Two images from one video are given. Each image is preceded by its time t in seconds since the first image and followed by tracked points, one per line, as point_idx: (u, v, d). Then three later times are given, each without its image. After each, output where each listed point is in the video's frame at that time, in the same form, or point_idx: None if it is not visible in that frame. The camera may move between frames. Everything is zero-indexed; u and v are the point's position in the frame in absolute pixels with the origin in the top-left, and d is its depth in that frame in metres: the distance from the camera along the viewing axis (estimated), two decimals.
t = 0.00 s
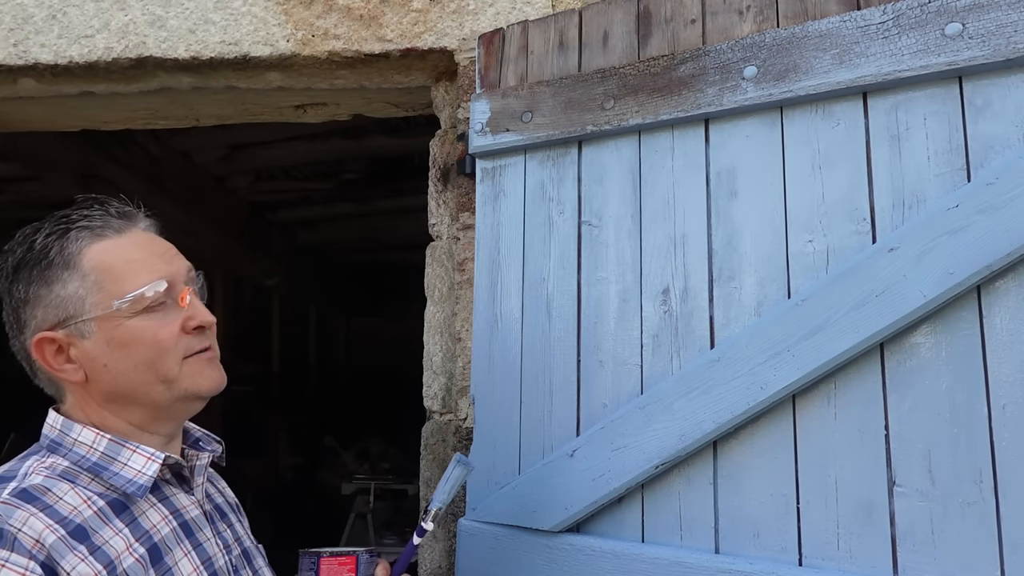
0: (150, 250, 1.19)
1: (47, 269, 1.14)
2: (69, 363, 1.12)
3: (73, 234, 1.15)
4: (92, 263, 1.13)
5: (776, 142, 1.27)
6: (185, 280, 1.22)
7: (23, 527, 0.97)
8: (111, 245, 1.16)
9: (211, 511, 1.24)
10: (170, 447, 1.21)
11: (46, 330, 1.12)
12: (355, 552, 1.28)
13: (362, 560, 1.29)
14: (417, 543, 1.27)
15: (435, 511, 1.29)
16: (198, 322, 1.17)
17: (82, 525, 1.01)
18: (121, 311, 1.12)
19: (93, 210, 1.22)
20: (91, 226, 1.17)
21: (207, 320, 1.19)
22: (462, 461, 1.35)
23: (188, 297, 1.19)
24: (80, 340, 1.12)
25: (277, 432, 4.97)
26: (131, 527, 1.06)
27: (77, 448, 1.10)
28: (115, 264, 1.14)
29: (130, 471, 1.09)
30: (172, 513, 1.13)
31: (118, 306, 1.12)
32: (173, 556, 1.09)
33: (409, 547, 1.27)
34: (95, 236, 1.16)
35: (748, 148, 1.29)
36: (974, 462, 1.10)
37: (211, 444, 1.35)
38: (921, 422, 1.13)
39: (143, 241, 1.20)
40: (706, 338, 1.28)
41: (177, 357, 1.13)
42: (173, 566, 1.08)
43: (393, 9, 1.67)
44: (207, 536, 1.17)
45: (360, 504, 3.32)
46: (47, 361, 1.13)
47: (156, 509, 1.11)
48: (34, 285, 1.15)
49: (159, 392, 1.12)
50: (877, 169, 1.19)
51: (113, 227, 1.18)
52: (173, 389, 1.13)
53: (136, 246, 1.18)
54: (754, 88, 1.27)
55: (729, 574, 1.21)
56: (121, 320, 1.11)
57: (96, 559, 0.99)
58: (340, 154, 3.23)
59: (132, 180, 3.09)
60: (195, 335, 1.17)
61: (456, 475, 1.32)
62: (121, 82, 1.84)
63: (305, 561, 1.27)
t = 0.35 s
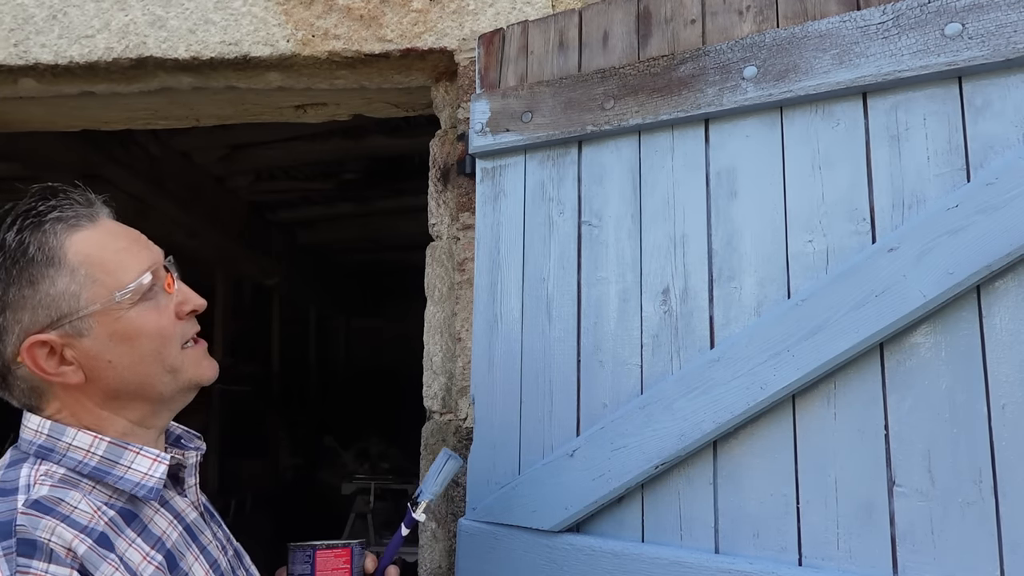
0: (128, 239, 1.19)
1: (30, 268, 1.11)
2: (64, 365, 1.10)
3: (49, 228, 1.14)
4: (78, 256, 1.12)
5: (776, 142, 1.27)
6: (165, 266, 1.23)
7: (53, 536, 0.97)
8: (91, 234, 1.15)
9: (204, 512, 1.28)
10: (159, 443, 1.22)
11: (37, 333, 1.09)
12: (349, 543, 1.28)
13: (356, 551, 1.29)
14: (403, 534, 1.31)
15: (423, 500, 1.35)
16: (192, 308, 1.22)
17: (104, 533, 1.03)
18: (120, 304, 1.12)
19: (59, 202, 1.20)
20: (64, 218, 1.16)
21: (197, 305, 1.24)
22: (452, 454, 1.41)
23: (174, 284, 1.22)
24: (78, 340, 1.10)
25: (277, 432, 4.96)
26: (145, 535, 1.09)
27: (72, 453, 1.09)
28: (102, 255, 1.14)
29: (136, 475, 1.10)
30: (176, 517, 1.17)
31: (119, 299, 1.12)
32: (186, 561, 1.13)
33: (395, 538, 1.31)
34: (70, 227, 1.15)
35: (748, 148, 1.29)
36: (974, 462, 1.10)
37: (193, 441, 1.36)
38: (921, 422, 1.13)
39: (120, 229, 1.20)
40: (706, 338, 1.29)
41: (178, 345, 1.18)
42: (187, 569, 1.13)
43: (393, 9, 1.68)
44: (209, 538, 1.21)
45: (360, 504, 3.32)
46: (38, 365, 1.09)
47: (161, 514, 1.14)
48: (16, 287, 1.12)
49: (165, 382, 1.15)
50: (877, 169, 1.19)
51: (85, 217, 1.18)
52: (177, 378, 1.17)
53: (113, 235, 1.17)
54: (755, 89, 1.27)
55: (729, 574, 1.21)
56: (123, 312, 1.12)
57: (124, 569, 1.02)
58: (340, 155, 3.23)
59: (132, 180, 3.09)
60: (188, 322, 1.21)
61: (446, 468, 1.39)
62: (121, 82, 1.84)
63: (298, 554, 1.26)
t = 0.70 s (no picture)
0: (108, 236, 1.19)
1: (11, 276, 1.10)
2: (57, 374, 1.10)
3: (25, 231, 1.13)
4: (60, 258, 1.12)
5: (776, 143, 1.27)
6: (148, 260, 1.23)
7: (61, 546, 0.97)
8: (67, 234, 1.14)
9: (204, 511, 1.29)
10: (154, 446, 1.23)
11: (27, 343, 1.09)
12: (350, 533, 1.29)
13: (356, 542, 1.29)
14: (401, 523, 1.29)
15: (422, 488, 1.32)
16: (181, 302, 1.23)
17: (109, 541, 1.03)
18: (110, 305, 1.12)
19: (28, 204, 1.19)
20: (38, 220, 1.15)
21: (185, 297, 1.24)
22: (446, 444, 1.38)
23: (159, 279, 1.22)
24: (71, 346, 1.10)
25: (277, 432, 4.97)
26: (148, 541, 1.10)
27: (68, 461, 1.08)
28: (83, 256, 1.13)
29: (135, 481, 1.11)
30: (177, 520, 1.17)
31: (108, 300, 1.12)
32: (190, 564, 1.15)
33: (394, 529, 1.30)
34: (46, 229, 1.14)
35: (748, 148, 1.29)
36: (974, 462, 1.10)
37: (185, 439, 1.39)
38: (921, 422, 1.13)
39: (98, 227, 1.19)
40: (706, 338, 1.29)
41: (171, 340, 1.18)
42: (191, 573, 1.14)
43: (393, 9, 1.68)
44: (211, 540, 1.22)
45: (360, 505, 3.32)
46: (31, 376, 1.09)
47: (163, 518, 1.15)
48: None
49: (162, 379, 1.16)
50: (877, 168, 1.19)
51: (59, 218, 1.17)
52: (173, 373, 1.17)
53: (91, 233, 1.17)
54: (755, 88, 1.27)
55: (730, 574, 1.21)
56: (114, 313, 1.12)
57: None
58: (340, 155, 3.23)
59: (132, 180, 3.09)
60: (178, 316, 1.22)
61: (445, 457, 1.36)
62: (121, 82, 1.84)
63: (299, 545, 1.26)
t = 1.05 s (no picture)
0: (110, 237, 1.20)
1: (16, 278, 1.11)
2: (62, 375, 1.11)
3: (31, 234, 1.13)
4: (64, 260, 1.12)
5: (776, 143, 1.27)
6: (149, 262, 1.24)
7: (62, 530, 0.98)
8: (71, 237, 1.15)
9: (208, 506, 1.28)
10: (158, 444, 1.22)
11: (32, 344, 1.09)
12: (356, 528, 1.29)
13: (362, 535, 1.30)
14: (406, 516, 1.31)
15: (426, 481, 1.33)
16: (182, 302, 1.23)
17: (110, 527, 1.04)
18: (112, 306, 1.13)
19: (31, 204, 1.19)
20: (42, 223, 1.15)
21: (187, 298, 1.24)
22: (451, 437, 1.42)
23: (161, 280, 1.23)
24: (76, 346, 1.10)
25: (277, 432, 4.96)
26: (151, 530, 1.09)
27: (69, 456, 1.09)
28: (87, 257, 1.14)
29: (135, 475, 1.11)
30: (181, 513, 1.17)
31: (112, 300, 1.13)
32: (194, 555, 1.14)
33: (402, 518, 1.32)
34: (50, 232, 1.15)
35: (748, 148, 1.29)
36: (974, 462, 1.10)
37: (191, 436, 1.38)
38: (921, 423, 1.13)
39: (101, 229, 1.20)
40: (706, 339, 1.28)
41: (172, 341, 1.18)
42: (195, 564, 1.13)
43: (393, 9, 1.67)
44: (215, 534, 1.21)
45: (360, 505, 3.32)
46: (36, 376, 1.09)
47: (166, 510, 1.14)
48: (4, 297, 1.11)
49: (162, 380, 1.15)
50: (877, 169, 1.19)
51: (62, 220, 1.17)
52: (174, 374, 1.17)
53: (94, 235, 1.17)
54: (755, 89, 1.27)
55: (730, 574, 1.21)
56: (116, 313, 1.13)
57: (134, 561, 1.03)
58: (340, 155, 3.23)
59: (132, 180, 3.09)
60: (179, 317, 1.22)
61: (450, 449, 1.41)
62: (121, 82, 1.84)
63: (306, 539, 1.26)
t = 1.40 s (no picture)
0: (96, 242, 1.18)
1: None
2: (31, 381, 1.10)
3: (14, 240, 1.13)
4: (36, 266, 1.11)
5: (776, 142, 1.27)
6: (138, 269, 1.21)
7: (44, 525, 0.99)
8: (50, 243, 1.13)
9: (204, 505, 1.28)
10: (149, 449, 1.23)
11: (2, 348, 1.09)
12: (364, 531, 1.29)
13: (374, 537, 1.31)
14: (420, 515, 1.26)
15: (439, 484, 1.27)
16: (168, 314, 1.19)
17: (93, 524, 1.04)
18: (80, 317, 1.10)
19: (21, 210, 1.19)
20: (23, 227, 1.15)
21: (176, 310, 1.20)
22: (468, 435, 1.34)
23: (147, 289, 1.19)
24: (42, 355, 1.09)
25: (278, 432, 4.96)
26: (137, 527, 1.09)
27: (54, 461, 1.09)
28: (59, 265, 1.12)
29: (117, 480, 1.10)
30: (169, 512, 1.16)
31: (81, 310, 1.10)
32: (183, 552, 1.13)
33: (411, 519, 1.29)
34: (29, 237, 1.14)
35: (748, 148, 1.29)
36: (973, 462, 1.10)
37: (189, 433, 1.39)
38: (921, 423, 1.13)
39: (86, 236, 1.18)
40: (706, 338, 1.29)
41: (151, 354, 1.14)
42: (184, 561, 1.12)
43: (393, 9, 1.67)
44: (206, 533, 1.20)
45: (360, 505, 3.31)
46: (6, 381, 1.10)
47: (153, 510, 1.14)
48: None
49: (137, 394, 1.13)
50: (877, 169, 1.19)
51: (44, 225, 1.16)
52: (151, 389, 1.14)
53: (75, 242, 1.15)
54: (755, 88, 1.27)
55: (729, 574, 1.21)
56: (85, 325, 1.10)
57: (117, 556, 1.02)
58: (340, 155, 3.23)
59: (132, 180, 3.09)
60: (163, 330, 1.18)
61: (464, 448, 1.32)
62: (121, 82, 1.84)
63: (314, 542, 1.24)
